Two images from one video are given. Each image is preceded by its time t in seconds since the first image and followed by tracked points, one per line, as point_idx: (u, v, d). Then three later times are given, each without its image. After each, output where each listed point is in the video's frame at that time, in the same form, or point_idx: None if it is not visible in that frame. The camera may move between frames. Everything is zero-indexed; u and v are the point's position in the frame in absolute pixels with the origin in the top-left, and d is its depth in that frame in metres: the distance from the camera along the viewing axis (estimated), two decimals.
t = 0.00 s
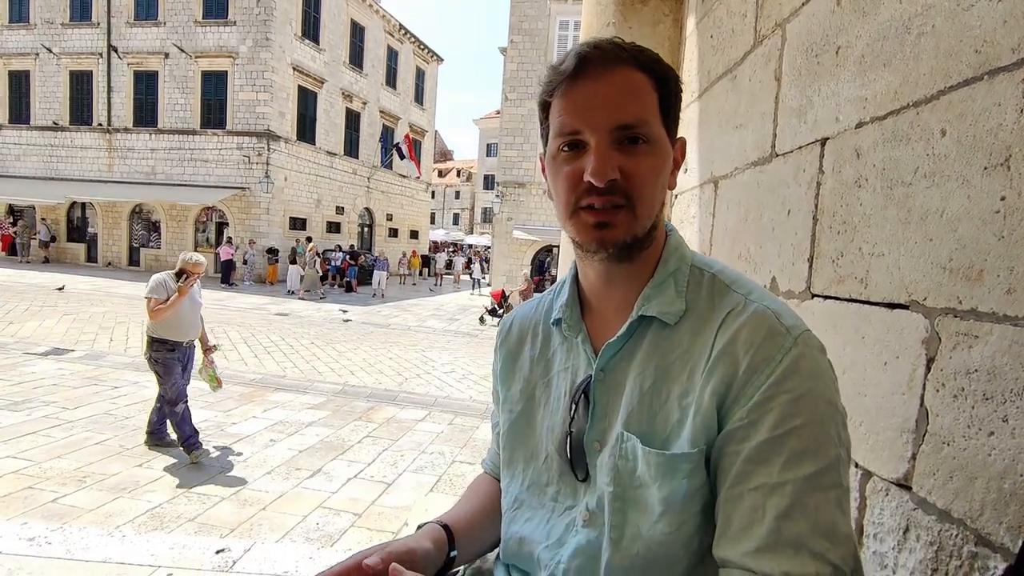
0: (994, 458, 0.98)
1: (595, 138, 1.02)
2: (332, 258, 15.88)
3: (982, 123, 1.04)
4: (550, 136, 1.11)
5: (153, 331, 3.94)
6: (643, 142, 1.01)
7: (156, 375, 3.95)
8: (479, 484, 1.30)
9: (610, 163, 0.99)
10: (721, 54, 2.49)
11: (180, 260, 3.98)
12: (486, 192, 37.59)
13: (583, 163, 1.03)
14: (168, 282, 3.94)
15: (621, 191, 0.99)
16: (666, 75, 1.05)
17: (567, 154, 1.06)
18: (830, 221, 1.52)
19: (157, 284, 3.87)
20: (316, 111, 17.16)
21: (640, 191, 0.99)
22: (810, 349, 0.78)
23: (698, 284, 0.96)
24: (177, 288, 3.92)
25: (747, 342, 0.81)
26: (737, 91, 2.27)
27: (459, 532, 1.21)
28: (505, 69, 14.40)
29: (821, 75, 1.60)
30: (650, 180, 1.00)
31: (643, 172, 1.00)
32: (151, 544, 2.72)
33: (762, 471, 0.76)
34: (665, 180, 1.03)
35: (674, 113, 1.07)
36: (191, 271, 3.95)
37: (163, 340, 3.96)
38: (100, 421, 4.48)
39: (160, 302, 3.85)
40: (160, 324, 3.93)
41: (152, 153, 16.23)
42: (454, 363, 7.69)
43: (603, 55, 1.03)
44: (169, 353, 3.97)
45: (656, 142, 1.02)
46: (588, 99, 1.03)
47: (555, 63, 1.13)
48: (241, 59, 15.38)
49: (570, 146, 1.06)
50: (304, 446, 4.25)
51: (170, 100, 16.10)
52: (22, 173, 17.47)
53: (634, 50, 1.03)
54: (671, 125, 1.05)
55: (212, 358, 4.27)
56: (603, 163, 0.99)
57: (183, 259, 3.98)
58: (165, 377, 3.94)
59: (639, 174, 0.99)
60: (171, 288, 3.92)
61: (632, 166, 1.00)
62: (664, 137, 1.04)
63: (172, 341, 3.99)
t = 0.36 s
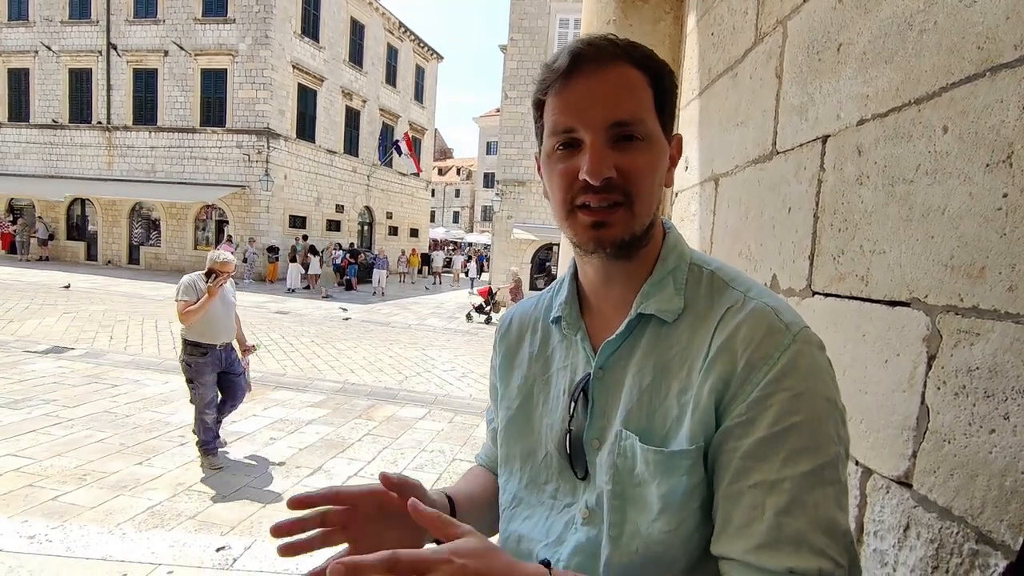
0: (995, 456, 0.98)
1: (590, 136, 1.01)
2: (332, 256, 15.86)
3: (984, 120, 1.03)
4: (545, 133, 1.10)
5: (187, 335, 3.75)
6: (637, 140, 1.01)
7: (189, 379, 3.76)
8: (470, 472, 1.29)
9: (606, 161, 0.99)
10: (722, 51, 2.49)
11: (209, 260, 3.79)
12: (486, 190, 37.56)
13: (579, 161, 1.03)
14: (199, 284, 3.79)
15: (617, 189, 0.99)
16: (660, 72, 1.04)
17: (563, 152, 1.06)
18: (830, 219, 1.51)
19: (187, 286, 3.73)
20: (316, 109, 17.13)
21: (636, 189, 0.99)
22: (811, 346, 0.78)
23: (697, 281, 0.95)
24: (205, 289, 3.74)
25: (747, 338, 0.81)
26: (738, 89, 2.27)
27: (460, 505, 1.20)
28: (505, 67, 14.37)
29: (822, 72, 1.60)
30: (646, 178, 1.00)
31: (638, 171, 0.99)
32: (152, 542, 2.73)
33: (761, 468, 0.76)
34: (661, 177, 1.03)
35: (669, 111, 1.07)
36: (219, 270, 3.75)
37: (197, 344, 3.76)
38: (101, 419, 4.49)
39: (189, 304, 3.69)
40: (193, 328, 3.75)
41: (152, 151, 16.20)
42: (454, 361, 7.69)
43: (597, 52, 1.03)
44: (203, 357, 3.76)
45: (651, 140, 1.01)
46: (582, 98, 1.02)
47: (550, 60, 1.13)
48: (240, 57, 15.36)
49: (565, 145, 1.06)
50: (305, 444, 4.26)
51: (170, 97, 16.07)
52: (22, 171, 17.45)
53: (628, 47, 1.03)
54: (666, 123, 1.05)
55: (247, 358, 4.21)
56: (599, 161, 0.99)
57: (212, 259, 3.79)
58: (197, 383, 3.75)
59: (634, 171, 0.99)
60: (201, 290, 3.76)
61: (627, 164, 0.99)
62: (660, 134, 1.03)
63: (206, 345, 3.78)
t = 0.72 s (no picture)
0: (994, 456, 0.98)
1: (586, 133, 1.01)
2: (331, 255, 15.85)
3: (982, 120, 1.03)
4: (544, 132, 1.11)
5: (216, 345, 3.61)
6: (633, 139, 1.01)
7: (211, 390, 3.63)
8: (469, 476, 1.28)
9: (600, 160, 0.99)
10: (720, 50, 2.49)
11: (241, 267, 3.64)
12: (486, 189, 37.57)
13: (575, 159, 1.03)
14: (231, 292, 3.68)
15: (611, 186, 0.99)
16: (659, 72, 1.04)
17: (560, 150, 1.06)
18: (830, 219, 1.51)
19: (218, 293, 3.64)
20: (315, 109, 17.12)
21: (631, 188, 0.99)
22: (808, 348, 0.78)
23: (695, 282, 0.96)
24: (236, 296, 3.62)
25: (744, 338, 0.81)
26: (736, 88, 2.27)
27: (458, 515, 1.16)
28: (505, 66, 14.36)
29: (821, 72, 1.60)
30: (641, 177, 1.00)
31: (633, 170, 0.99)
32: (152, 541, 2.73)
33: (757, 469, 0.76)
34: (658, 177, 1.03)
35: (668, 111, 1.06)
36: (250, 277, 3.60)
37: (225, 354, 3.61)
38: (101, 419, 4.49)
39: (219, 311, 3.58)
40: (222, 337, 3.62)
41: (152, 151, 16.21)
42: (454, 360, 7.70)
43: (593, 51, 1.02)
44: (229, 368, 3.61)
45: (647, 137, 1.01)
46: (578, 97, 1.02)
47: (549, 60, 1.13)
48: (240, 57, 15.35)
49: (562, 141, 1.06)
50: (305, 444, 4.26)
51: (169, 97, 16.06)
52: (22, 171, 17.45)
53: (626, 46, 1.02)
54: (664, 123, 1.05)
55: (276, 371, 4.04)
56: (593, 159, 0.99)
57: (244, 266, 3.64)
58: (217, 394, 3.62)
59: (629, 171, 0.99)
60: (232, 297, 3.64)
61: (622, 163, 0.99)
62: (657, 133, 1.03)
63: (234, 355, 3.63)
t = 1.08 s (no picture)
0: (995, 455, 0.98)
1: (585, 132, 1.01)
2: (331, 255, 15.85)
3: (984, 117, 1.03)
4: (542, 131, 1.10)
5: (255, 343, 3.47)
6: (632, 135, 1.00)
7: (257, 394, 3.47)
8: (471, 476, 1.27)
9: (599, 157, 0.99)
10: (721, 49, 2.48)
11: (283, 266, 3.53)
12: (486, 189, 37.54)
13: (574, 157, 1.02)
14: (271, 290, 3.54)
15: (612, 184, 0.99)
16: (657, 68, 1.04)
17: (559, 148, 1.06)
18: (830, 217, 1.51)
19: (260, 290, 3.49)
20: (315, 109, 17.12)
21: (631, 186, 0.99)
22: (809, 345, 0.78)
23: (696, 280, 0.95)
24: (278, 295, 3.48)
25: (745, 337, 0.81)
26: (736, 87, 2.26)
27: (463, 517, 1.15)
28: (505, 66, 14.35)
29: (822, 69, 1.59)
30: (640, 174, 0.99)
31: (632, 167, 0.99)
32: (153, 542, 2.73)
33: (758, 467, 0.75)
34: (657, 174, 1.02)
35: (666, 108, 1.06)
36: (294, 277, 3.49)
37: (264, 354, 3.48)
38: (102, 419, 4.49)
39: (258, 309, 3.43)
40: (262, 335, 3.46)
41: (152, 152, 16.21)
42: (455, 359, 7.70)
43: (591, 48, 1.02)
44: (269, 368, 3.47)
45: (646, 135, 1.01)
46: (577, 95, 1.02)
47: (547, 59, 1.13)
48: (239, 57, 15.35)
49: (561, 141, 1.05)
50: (306, 444, 4.26)
51: (169, 97, 16.05)
52: (21, 171, 17.45)
53: (624, 44, 1.02)
54: (663, 121, 1.05)
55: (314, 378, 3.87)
56: (593, 157, 0.99)
57: (286, 265, 3.54)
58: (262, 396, 3.47)
59: (628, 169, 0.99)
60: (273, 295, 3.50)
61: (622, 160, 0.99)
62: (656, 130, 1.03)
63: (273, 355, 3.49)
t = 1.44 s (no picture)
0: (996, 454, 0.97)
1: (589, 132, 1.01)
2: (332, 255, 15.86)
3: (984, 114, 1.02)
4: (544, 131, 1.10)
5: (283, 355, 3.40)
6: (636, 135, 1.00)
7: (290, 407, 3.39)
8: (473, 476, 1.28)
9: (603, 157, 0.98)
10: (720, 47, 2.48)
11: (314, 275, 3.41)
12: (486, 188, 37.53)
13: (578, 158, 1.02)
14: (301, 300, 3.44)
15: (615, 185, 0.99)
16: (658, 69, 1.04)
17: (562, 149, 1.05)
18: (830, 215, 1.51)
19: (289, 302, 3.39)
20: (315, 109, 17.11)
21: (634, 185, 0.99)
22: (809, 343, 0.78)
23: (696, 279, 0.95)
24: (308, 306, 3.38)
25: (744, 336, 0.80)
26: (736, 85, 2.26)
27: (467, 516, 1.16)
28: (505, 65, 14.35)
29: (822, 67, 1.59)
30: (645, 174, 0.99)
31: (635, 166, 0.99)
32: (155, 542, 2.73)
33: (759, 465, 0.75)
34: (660, 174, 1.02)
35: (667, 107, 1.06)
36: (325, 288, 3.37)
37: (295, 366, 3.41)
38: (103, 420, 4.49)
39: (288, 322, 3.35)
40: (292, 348, 3.39)
41: (152, 153, 16.21)
42: (455, 359, 7.70)
43: (593, 49, 1.02)
44: (302, 381, 3.40)
45: (650, 135, 1.01)
46: (581, 95, 1.02)
47: (548, 59, 1.13)
48: (239, 57, 15.35)
49: (564, 142, 1.05)
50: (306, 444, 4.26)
51: (169, 98, 16.05)
52: (22, 172, 17.47)
53: (626, 44, 1.02)
54: (665, 121, 1.05)
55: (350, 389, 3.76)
56: (596, 158, 0.98)
57: (317, 274, 3.41)
58: (298, 407, 3.39)
59: (632, 168, 0.98)
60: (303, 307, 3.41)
61: (626, 159, 0.99)
62: (658, 130, 1.03)
63: (305, 367, 3.42)
